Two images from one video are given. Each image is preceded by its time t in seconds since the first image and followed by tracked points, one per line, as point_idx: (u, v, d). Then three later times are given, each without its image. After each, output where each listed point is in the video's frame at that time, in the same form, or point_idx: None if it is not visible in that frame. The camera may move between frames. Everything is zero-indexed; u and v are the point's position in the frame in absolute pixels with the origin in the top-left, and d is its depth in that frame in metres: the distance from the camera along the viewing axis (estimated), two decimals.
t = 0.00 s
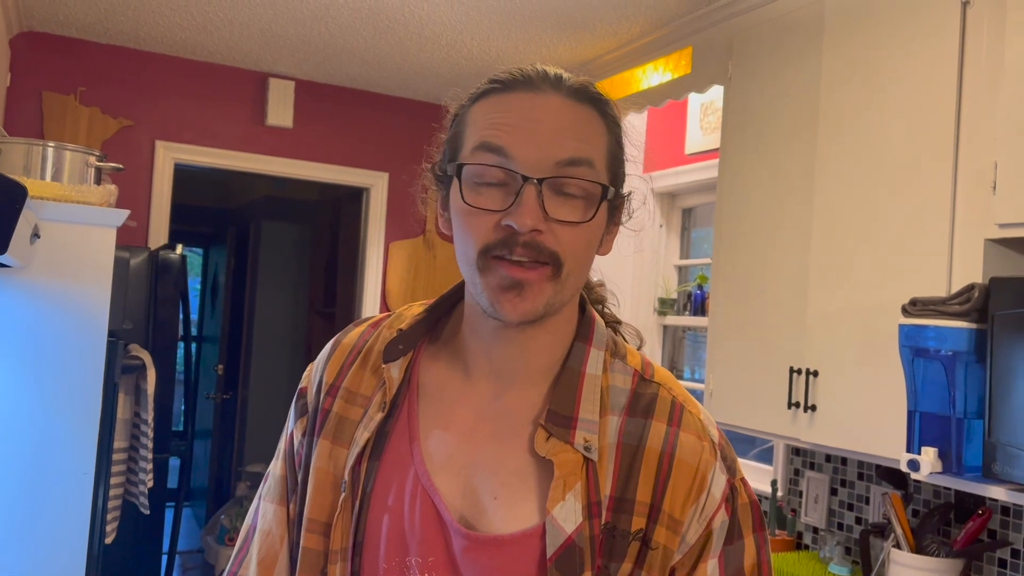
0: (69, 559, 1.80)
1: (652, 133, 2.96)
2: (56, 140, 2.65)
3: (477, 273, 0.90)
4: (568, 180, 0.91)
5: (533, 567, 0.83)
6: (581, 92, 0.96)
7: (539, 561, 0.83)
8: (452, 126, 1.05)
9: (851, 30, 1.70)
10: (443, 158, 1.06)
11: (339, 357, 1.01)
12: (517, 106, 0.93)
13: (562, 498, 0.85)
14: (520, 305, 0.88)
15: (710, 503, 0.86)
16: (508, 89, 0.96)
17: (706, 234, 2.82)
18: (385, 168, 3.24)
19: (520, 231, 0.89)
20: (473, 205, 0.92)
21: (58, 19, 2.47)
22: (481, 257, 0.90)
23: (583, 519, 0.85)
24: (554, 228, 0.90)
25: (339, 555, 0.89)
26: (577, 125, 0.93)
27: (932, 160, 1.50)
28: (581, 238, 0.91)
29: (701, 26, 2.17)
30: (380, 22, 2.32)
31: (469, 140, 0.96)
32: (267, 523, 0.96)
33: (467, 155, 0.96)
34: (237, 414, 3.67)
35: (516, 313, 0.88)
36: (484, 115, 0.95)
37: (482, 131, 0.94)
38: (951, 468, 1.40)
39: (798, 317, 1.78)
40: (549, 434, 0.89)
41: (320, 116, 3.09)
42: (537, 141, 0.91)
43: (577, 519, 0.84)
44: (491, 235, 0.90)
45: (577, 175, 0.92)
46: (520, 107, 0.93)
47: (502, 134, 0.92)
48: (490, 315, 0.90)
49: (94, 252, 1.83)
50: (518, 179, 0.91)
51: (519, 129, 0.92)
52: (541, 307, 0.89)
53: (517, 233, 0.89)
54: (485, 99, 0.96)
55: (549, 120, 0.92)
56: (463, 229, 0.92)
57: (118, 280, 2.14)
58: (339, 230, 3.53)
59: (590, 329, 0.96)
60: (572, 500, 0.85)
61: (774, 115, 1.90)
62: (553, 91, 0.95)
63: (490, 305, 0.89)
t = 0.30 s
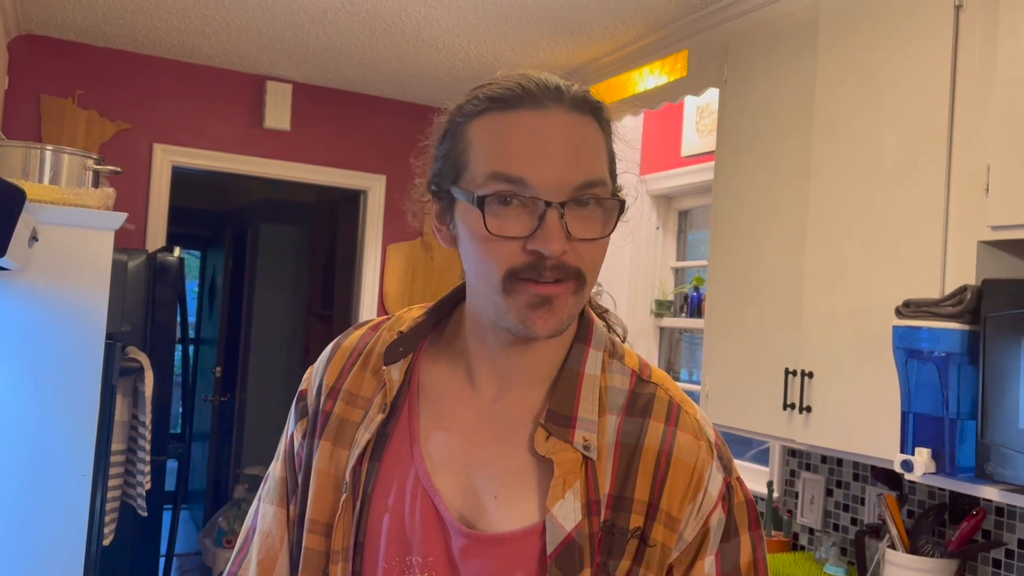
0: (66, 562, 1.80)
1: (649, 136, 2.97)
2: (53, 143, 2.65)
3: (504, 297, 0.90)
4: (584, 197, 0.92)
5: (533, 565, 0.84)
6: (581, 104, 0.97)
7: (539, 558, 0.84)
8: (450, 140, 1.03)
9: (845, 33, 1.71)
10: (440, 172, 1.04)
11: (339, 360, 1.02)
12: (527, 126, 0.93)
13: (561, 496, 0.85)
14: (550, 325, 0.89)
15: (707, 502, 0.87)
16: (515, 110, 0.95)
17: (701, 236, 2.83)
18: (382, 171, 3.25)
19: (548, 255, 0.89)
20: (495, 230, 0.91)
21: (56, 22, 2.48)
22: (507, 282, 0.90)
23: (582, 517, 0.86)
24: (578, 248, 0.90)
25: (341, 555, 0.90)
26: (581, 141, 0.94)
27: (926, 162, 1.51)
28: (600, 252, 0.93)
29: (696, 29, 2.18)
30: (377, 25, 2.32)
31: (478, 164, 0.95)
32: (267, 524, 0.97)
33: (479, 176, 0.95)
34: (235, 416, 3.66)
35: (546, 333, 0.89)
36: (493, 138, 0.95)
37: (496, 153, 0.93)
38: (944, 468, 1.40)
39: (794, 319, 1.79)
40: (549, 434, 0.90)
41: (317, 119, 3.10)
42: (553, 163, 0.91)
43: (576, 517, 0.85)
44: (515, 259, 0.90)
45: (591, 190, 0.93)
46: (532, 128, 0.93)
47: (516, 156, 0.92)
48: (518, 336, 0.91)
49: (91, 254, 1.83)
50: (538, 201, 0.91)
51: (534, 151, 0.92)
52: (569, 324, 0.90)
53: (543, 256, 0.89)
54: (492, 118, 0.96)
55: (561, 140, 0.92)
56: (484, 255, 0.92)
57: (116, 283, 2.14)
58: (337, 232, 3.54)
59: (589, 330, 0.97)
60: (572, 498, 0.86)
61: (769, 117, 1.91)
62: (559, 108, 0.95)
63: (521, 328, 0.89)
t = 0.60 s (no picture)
0: (65, 565, 1.80)
1: (646, 138, 2.97)
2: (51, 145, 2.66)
3: (490, 283, 0.90)
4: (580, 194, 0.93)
5: (531, 569, 0.84)
6: (587, 105, 0.97)
7: (537, 562, 0.84)
8: (455, 133, 1.03)
9: (841, 35, 1.71)
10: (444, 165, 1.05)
11: (337, 363, 1.02)
12: (529, 121, 0.94)
13: (559, 500, 0.86)
14: (536, 314, 0.89)
15: (704, 506, 0.88)
16: (517, 102, 0.96)
17: (698, 238, 2.84)
18: (379, 173, 3.25)
19: (537, 245, 0.89)
20: (487, 217, 0.92)
21: (54, 25, 2.48)
22: (495, 267, 0.90)
23: (579, 521, 0.86)
24: (569, 241, 0.91)
25: (338, 558, 0.90)
26: (581, 137, 0.94)
27: (921, 164, 1.52)
28: (591, 249, 0.93)
29: (692, 31, 2.19)
30: (375, 27, 2.33)
31: (478, 152, 0.96)
32: (264, 526, 0.97)
33: (478, 166, 0.96)
34: (233, 420, 3.65)
35: (530, 323, 0.89)
36: (494, 128, 0.95)
37: (496, 145, 0.94)
38: (939, 470, 1.41)
39: (790, 320, 1.80)
40: (546, 438, 0.90)
41: (315, 121, 3.10)
42: (550, 156, 0.92)
43: (573, 521, 0.86)
44: (505, 247, 0.90)
45: (588, 188, 0.94)
46: (533, 122, 0.93)
47: (515, 148, 0.93)
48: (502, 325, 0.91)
49: (89, 257, 1.83)
50: (533, 192, 0.91)
51: (532, 144, 0.93)
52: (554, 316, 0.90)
53: (532, 246, 0.90)
54: (494, 111, 0.97)
55: (561, 135, 0.93)
56: (475, 242, 0.92)
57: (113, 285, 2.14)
58: (335, 235, 3.54)
59: (586, 334, 0.97)
60: (569, 502, 0.86)
61: (765, 119, 1.91)
62: (562, 104, 0.95)
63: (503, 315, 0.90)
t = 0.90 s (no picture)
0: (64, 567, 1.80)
1: (645, 140, 2.98)
2: (49, 147, 2.66)
3: (489, 272, 0.90)
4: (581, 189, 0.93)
5: (531, 567, 0.84)
6: (590, 105, 0.98)
7: (538, 560, 0.84)
8: (463, 133, 1.05)
9: (838, 38, 1.72)
10: (451, 164, 1.05)
11: (340, 364, 1.02)
12: (533, 116, 0.95)
13: (560, 498, 0.86)
14: (534, 302, 0.88)
15: (704, 505, 0.88)
16: (522, 98, 0.97)
17: (696, 240, 2.84)
18: (377, 175, 3.25)
19: (537, 235, 0.89)
20: (489, 207, 0.92)
21: (52, 27, 2.48)
22: (494, 256, 0.90)
23: (580, 519, 0.86)
24: (570, 233, 0.91)
25: (341, 558, 0.90)
26: (582, 133, 0.95)
27: (918, 165, 1.52)
28: (592, 244, 0.93)
29: (690, 34, 2.19)
30: (373, 29, 2.33)
31: (483, 146, 0.97)
32: (265, 527, 0.97)
33: (482, 160, 0.96)
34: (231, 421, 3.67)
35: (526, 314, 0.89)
36: (498, 123, 0.96)
37: (501, 139, 0.95)
38: (936, 471, 1.41)
39: (788, 322, 1.80)
40: (548, 436, 0.90)
41: (313, 123, 3.11)
42: (553, 150, 0.93)
43: (574, 519, 0.86)
44: (505, 236, 0.90)
45: (589, 184, 0.94)
46: (537, 117, 0.94)
47: (519, 142, 0.94)
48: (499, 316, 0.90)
49: (87, 259, 1.83)
50: (534, 183, 0.92)
51: (535, 138, 0.94)
52: (553, 305, 0.90)
53: (532, 236, 0.90)
54: (499, 107, 0.98)
55: (563, 131, 0.94)
56: (477, 232, 0.92)
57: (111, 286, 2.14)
58: (333, 237, 3.54)
59: (587, 334, 0.97)
60: (570, 500, 0.86)
61: (763, 121, 1.92)
62: (566, 101, 0.96)
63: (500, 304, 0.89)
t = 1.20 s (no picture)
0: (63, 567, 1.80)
1: (644, 142, 2.99)
2: (48, 149, 2.66)
3: (492, 276, 0.90)
4: (584, 192, 0.93)
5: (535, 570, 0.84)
6: (592, 108, 0.98)
7: (541, 563, 0.84)
8: (464, 137, 1.05)
9: (837, 40, 1.72)
10: (452, 168, 1.06)
11: (341, 366, 1.02)
12: (534, 120, 0.95)
13: (562, 501, 0.86)
14: (539, 303, 0.89)
15: (707, 507, 0.88)
16: (523, 102, 0.97)
17: (694, 241, 2.84)
18: (376, 176, 3.25)
19: (540, 238, 0.90)
20: (491, 211, 0.92)
21: (51, 29, 2.48)
22: (497, 260, 0.90)
23: (583, 522, 0.86)
24: (572, 237, 0.91)
25: (344, 561, 0.90)
26: (584, 136, 0.95)
27: (917, 167, 1.52)
28: (594, 247, 0.93)
29: (688, 35, 2.20)
30: (371, 31, 2.33)
31: (484, 150, 0.97)
32: (266, 529, 0.97)
33: (484, 164, 0.96)
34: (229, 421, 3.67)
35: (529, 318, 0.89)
36: (500, 127, 0.97)
37: (503, 143, 0.95)
38: (936, 472, 1.42)
39: (787, 324, 1.80)
40: (550, 439, 0.90)
41: (312, 124, 3.11)
42: (555, 154, 0.93)
43: (577, 522, 0.85)
44: (508, 240, 0.90)
45: (592, 187, 0.94)
46: (538, 122, 0.95)
47: (521, 146, 0.94)
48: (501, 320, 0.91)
49: (86, 261, 1.83)
50: (537, 187, 0.92)
51: (536, 141, 0.94)
52: (556, 308, 0.90)
53: (535, 239, 0.90)
54: (500, 112, 0.98)
55: (565, 134, 0.94)
56: (479, 236, 0.92)
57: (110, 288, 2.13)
58: (332, 239, 3.54)
59: (589, 337, 0.97)
60: (573, 503, 0.86)
61: (762, 123, 1.92)
62: (567, 105, 0.96)
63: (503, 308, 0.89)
